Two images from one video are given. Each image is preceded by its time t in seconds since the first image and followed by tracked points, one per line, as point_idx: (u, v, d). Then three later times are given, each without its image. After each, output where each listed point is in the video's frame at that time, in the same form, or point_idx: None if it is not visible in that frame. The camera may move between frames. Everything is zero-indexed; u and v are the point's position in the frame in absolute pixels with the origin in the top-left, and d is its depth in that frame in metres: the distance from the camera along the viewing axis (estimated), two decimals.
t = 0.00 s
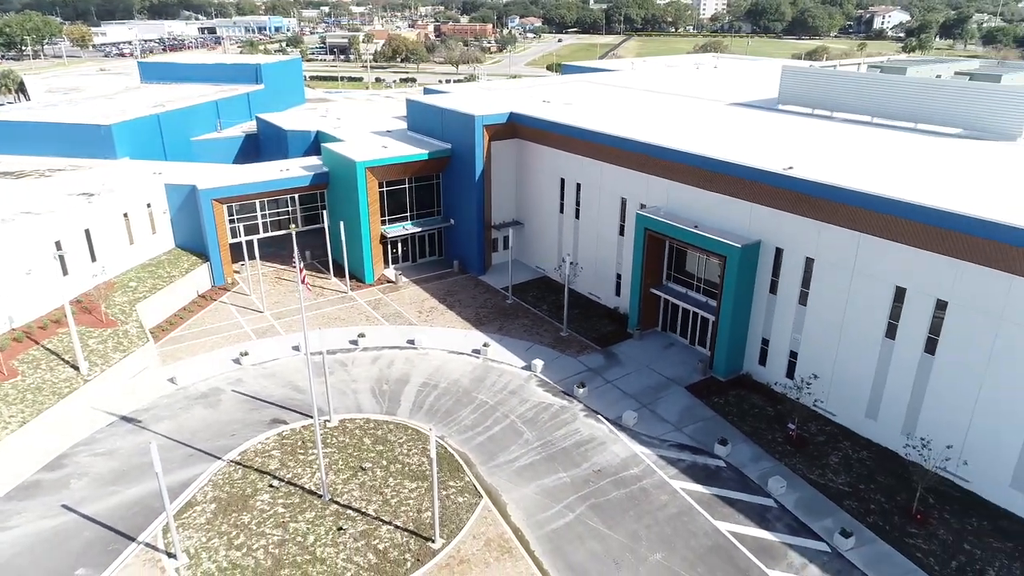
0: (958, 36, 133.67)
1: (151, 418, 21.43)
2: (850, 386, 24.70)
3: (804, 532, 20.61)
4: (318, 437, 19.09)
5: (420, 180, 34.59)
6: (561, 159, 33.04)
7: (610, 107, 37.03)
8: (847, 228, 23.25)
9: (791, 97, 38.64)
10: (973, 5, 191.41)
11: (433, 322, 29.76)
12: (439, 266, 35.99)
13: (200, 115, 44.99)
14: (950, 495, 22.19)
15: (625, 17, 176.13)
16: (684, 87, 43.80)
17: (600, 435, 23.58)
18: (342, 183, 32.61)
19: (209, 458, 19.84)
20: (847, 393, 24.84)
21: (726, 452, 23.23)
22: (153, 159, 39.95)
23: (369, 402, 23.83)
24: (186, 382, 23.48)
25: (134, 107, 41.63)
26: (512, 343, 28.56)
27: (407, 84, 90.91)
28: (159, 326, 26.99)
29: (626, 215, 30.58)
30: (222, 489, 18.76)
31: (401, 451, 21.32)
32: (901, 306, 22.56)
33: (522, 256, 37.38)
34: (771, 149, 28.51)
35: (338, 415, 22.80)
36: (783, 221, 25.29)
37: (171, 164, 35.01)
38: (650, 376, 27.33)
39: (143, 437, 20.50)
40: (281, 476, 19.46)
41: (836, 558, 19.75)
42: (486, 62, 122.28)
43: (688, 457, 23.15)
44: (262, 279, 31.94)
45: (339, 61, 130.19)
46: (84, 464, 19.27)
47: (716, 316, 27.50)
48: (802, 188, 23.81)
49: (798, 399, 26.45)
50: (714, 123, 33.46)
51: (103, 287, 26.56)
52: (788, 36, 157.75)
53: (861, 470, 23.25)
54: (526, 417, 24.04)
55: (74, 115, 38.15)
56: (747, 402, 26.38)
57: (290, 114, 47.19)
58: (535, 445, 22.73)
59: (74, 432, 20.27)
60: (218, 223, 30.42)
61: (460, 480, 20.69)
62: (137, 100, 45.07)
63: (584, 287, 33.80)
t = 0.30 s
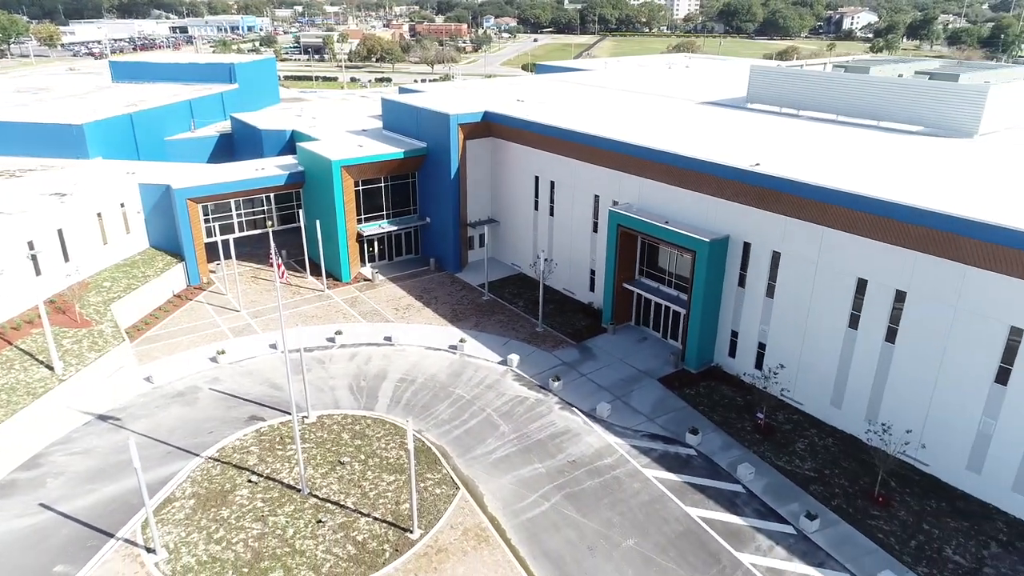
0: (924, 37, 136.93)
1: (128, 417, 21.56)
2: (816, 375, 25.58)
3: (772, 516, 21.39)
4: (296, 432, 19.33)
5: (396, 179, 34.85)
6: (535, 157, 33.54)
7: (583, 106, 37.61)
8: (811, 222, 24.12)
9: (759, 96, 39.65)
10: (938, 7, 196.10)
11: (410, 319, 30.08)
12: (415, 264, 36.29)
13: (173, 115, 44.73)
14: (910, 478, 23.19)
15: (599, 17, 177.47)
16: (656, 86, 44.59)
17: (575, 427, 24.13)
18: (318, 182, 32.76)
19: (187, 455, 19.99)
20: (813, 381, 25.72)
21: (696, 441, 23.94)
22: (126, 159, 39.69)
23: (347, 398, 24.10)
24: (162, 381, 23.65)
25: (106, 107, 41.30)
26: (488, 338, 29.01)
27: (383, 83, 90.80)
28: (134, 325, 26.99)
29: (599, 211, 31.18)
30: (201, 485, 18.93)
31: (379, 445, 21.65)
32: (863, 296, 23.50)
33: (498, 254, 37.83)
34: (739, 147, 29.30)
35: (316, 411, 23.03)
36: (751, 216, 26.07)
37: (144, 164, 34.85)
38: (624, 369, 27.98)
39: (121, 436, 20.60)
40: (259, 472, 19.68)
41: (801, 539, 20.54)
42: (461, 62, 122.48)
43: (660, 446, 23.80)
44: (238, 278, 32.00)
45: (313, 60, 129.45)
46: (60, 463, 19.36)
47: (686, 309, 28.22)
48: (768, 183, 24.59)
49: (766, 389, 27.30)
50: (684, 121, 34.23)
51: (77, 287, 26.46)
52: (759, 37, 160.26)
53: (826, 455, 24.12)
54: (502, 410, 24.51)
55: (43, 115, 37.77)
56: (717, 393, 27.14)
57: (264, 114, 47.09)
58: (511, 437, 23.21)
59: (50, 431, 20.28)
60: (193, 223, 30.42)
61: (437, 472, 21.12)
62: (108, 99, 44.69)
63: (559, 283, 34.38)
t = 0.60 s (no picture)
0: (887, 38, 140.30)
1: (101, 416, 21.52)
2: (780, 364, 26.47)
3: (738, 500, 22.15)
4: (271, 428, 19.53)
5: (368, 177, 35.05)
6: (507, 155, 33.98)
7: (554, 104, 38.17)
8: (774, 216, 24.94)
9: (725, 94, 40.70)
10: (900, 8, 201.08)
11: (384, 316, 30.33)
12: (389, 262, 36.51)
13: (141, 114, 44.34)
14: (869, 461, 24.17)
15: (571, 17, 178.55)
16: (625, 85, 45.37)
17: (547, 419, 24.66)
18: (290, 181, 32.81)
19: (162, 453, 20.07)
20: (777, 371, 26.61)
21: (666, 430, 24.62)
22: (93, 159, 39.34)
23: (322, 395, 24.31)
24: (135, 380, 23.60)
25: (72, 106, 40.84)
26: (462, 334, 29.41)
27: (354, 83, 90.46)
28: (105, 326, 26.88)
29: (570, 208, 31.75)
30: (175, 483, 19.02)
31: (354, 440, 21.93)
32: (824, 288, 24.42)
33: (471, 251, 38.23)
34: (705, 144, 30.09)
35: (291, 408, 23.20)
36: (716, 211, 26.84)
37: (113, 163, 34.57)
38: (595, 362, 28.61)
39: (93, 435, 20.59)
40: (234, 468, 19.82)
41: (766, 522, 21.33)
42: (434, 61, 122.44)
43: (631, 436, 24.45)
44: (210, 278, 31.96)
45: (284, 60, 128.28)
46: (32, 463, 19.29)
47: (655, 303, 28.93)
48: (732, 179, 25.35)
49: (733, 379, 28.15)
50: (652, 119, 34.98)
51: (46, 288, 26.27)
52: (728, 37, 162.75)
53: (790, 442, 24.98)
54: (476, 404, 24.95)
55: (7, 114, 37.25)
56: (685, 384, 27.91)
57: (235, 113, 46.87)
58: (485, 430, 23.66)
59: (20, 432, 20.20)
60: (164, 222, 30.29)
61: (412, 465, 21.48)
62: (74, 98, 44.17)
63: (531, 279, 34.91)
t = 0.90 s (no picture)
0: (846, 38, 143.87)
1: (67, 417, 21.41)
2: (741, 354, 27.36)
3: (702, 486, 22.91)
4: (242, 426, 19.66)
5: (336, 176, 35.15)
6: (475, 153, 34.36)
7: (520, 103, 38.68)
8: (735, 211, 25.74)
9: (687, 93, 41.70)
10: (858, 9, 206.31)
11: (354, 314, 30.50)
12: (358, 261, 36.62)
13: (104, 113, 43.76)
14: (826, 446, 25.17)
15: (538, 17, 179.39)
16: (591, 84, 46.09)
17: (517, 412, 25.15)
18: (258, 180, 32.75)
19: (131, 453, 20.06)
20: (739, 361, 27.50)
21: (632, 420, 25.28)
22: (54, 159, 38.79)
23: (293, 392, 24.43)
24: (102, 381, 23.49)
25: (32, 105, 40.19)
26: (432, 330, 29.74)
27: (321, 82, 89.89)
28: (70, 327, 26.67)
29: (537, 205, 32.27)
30: (145, 482, 19.05)
31: (325, 436, 22.14)
32: (783, 280, 25.32)
33: (440, 249, 38.52)
34: (667, 141, 30.88)
35: (261, 406, 23.29)
36: (679, 206, 27.61)
37: (75, 163, 34.15)
38: (564, 356, 29.19)
39: (60, 436, 20.51)
40: (205, 466, 19.91)
41: (729, 506, 22.11)
42: (401, 61, 122.12)
43: (598, 426, 25.06)
44: (177, 278, 31.80)
45: (249, 59, 126.70)
46: None
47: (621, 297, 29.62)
48: (694, 175, 26.10)
49: (697, 370, 28.97)
50: (617, 117, 35.72)
51: (8, 290, 25.95)
52: (694, 37, 165.16)
53: (751, 429, 25.85)
54: (447, 399, 25.33)
55: None
56: (651, 376, 28.65)
57: (200, 112, 46.48)
58: (455, 424, 24.05)
59: None
60: (129, 222, 30.04)
61: (384, 459, 21.77)
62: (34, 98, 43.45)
63: (500, 276, 35.37)
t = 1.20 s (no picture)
0: (806, 39, 147.27)
1: (32, 420, 21.25)
2: (704, 345, 28.21)
3: (667, 473, 23.63)
4: (212, 423, 19.77)
5: (304, 175, 35.16)
6: (442, 151, 34.67)
7: (487, 101, 39.11)
8: (696, 207, 26.55)
9: (650, 91, 42.62)
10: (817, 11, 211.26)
11: (323, 312, 30.61)
12: (327, 260, 36.67)
13: (64, 113, 43.08)
14: (785, 432, 26.14)
15: (505, 17, 179.79)
16: (557, 83, 46.73)
17: (486, 406, 25.60)
18: (224, 180, 32.64)
19: (98, 453, 20.04)
20: (702, 351, 28.35)
21: (599, 411, 25.93)
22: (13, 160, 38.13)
23: (262, 390, 24.51)
24: (67, 383, 23.33)
25: None
26: (401, 327, 30.01)
27: (286, 81, 89.04)
28: (33, 329, 26.40)
29: (505, 202, 32.74)
30: (114, 481, 19.06)
31: (296, 432, 22.32)
32: (743, 272, 26.21)
33: (409, 247, 38.75)
34: (631, 138, 31.61)
35: (230, 405, 23.34)
36: (643, 202, 28.34)
37: (34, 164, 33.63)
38: (532, 350, 29.73)
39: (25, 438, 20.38)
40: (175, 464, 19.98)
41: (693, 492, 22.87)
42: (367, 60, 121.51)
43: (566, 418, 25.65)
44: (142, 278, 31.56)
45: (212, 58, 124.74)
46: None
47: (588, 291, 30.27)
48: (657, 171, 26.85)
49: (662, 361, 29.76)
50: (583, 115, 36.38)
51: None
52: (659, 36, 167.25)
53: (715, 418, 26.69)
54: (417, 394, 25.67)
55: None
56: (617, 368, 29.35)
57: (164, 111, 45.94)
58: (426, 418, 24.40)
59: None
60: (92, 223, 29.70)
61: (355, 454, 22.03)
62: None
63: (469, 273, 35.77)
